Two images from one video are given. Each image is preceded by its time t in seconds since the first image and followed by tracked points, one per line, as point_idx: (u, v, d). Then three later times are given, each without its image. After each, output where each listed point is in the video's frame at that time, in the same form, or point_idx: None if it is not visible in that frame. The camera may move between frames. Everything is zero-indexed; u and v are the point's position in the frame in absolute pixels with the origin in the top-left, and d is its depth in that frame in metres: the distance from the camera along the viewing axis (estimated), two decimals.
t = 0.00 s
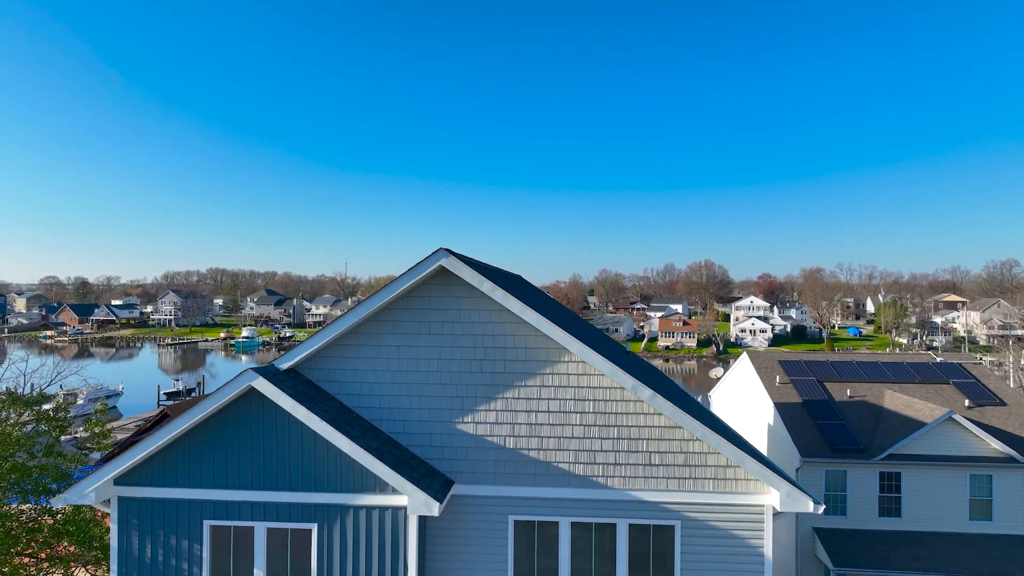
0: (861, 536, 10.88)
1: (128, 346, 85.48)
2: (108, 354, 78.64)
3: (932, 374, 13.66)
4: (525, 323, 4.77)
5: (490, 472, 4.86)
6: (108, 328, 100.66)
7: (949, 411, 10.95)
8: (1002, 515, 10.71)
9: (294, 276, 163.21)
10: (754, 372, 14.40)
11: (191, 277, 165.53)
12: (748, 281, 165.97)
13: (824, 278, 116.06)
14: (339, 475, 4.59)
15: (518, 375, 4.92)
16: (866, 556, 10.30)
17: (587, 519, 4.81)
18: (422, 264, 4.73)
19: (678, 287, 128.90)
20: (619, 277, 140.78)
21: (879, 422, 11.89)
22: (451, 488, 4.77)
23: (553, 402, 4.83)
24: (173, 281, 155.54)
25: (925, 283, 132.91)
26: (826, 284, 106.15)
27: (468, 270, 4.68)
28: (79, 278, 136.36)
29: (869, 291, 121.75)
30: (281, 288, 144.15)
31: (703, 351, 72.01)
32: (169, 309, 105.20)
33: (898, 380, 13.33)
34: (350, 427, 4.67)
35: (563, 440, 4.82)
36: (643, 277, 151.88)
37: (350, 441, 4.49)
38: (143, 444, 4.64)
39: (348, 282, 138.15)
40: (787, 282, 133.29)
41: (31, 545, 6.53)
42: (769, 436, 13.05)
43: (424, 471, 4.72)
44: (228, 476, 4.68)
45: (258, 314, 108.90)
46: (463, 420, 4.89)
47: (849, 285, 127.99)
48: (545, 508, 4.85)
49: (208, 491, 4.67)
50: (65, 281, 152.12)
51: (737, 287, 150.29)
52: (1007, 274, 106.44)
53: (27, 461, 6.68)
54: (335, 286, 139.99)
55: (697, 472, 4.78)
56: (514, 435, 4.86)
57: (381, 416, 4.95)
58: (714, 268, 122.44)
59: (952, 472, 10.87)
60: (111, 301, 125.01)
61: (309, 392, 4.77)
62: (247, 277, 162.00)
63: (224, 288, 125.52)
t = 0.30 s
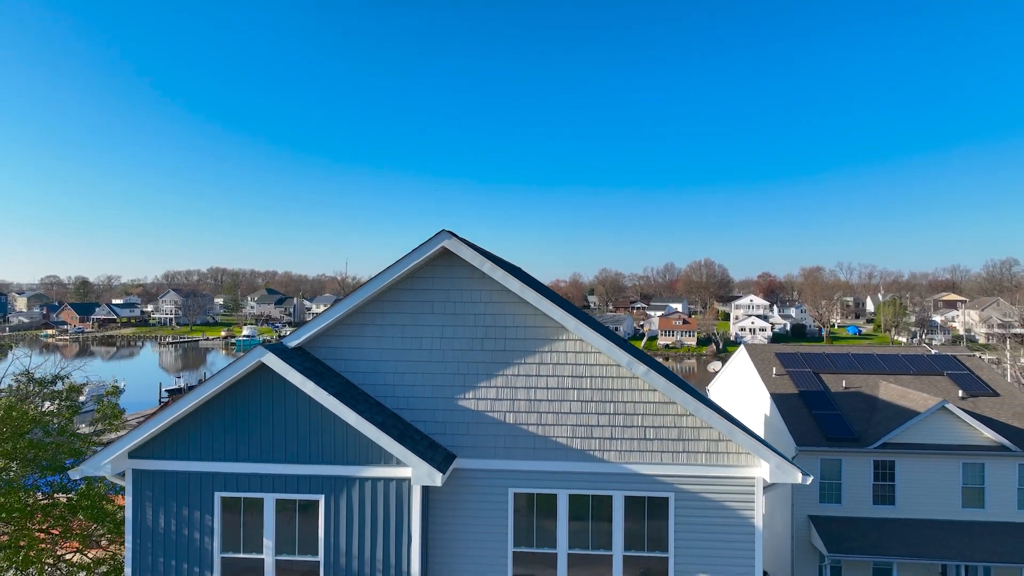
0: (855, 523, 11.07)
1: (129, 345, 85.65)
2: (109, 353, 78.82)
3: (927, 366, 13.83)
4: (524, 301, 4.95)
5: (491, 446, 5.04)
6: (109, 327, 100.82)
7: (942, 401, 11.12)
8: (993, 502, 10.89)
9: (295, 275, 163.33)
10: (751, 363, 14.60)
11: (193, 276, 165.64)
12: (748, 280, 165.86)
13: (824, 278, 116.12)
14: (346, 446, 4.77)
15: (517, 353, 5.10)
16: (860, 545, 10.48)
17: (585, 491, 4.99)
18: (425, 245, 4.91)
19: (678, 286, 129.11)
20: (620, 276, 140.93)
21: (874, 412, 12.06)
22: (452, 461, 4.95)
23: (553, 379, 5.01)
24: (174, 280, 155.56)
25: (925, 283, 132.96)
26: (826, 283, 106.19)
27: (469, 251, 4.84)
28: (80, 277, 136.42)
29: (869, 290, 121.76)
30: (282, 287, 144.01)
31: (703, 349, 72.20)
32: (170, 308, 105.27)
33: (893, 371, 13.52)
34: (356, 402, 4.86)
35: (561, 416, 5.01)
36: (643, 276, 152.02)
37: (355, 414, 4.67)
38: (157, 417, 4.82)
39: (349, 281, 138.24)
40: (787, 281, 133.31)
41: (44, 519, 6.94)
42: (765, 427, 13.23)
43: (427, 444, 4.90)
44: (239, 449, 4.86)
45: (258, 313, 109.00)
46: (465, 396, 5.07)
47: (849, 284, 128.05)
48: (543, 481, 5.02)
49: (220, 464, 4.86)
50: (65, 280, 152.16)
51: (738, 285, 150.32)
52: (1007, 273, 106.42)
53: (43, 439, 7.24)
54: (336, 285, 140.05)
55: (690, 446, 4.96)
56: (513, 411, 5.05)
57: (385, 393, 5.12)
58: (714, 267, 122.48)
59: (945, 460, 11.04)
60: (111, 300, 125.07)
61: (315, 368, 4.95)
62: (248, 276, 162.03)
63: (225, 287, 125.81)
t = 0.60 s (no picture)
0: (850, 512, 11.23)
1: (130, 344, 85.77)
2: (110, 352, 78.97)
3: (923, 358, 13.99)
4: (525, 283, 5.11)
5: (492, 422, 5.21)
6: (109, 326, 100.95)
7: (936, 391, 11.29)
8: (986, 491, 11.05)
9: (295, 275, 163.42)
10: (749, 355, 14.77)
11: (193, 276, 165.63)
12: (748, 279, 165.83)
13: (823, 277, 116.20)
14: (352, 422, 4.94)
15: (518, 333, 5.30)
16: (854, 532, 10.66)
17: (584, 466, 5.16)
18: (429, 227, 5.07)
19: (678, 285, 129.18)
20: (620, 275, 141.02)
21: (870, 403, 12.23)
22: (455, 437, 5.12)
23: (552, 358, 5.19)
24: (175, 280, 155.48)
25: (925, 282, 133.10)
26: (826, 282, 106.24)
27: (470, 233, 5.02)
28: (81, 277, 136.39)
29: (869, 289, 121.82)
30: (282, 287, 143.92)
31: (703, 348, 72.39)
32: (171, 307, 105.28)
33: (888, 363, 13.69)
34: (361, 378, 5.03)
35: (560, 393, 5.18)
36: (643, 275, 152.15)
37: (361, 390, 4.85)
38: (170, 393, 4.98)
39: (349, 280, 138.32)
40: (787, 280, 133.36)
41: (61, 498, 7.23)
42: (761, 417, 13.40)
43: (430, 420, 5.07)
44: (249, 425, 5.03)
45: (259, 312, 109.06)
46: (467, 375, 5.23)
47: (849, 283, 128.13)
48: (542, 456, 5.20)
49: (230, 440, 5.03)
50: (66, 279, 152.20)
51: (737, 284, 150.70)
52: (1006, 272, 106.52)
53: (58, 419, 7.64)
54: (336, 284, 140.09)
55: (686, 423, 5.12)
56: (513, 388, 5.22)
57: (390, 372, 5.29)
58: (714, 266, 122.56)
59: (939, 450, 11.20)
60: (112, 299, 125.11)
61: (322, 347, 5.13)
62: (248, 275, 162.01)
63: (226, 286, 126.06)
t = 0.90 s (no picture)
0: (846, 500, 11.36)
1: (131, 343, 85.83)
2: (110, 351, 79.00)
3: (919, 350, 14.14)
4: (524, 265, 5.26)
5: (493, 401, 5.35)
6: (110, 324, 101.01)
7: (932, 381, 11.42)
8: (980, 479, 11.18)
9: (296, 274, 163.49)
10: (746, 347, 14.92)
11: (193, 276, 165.59)
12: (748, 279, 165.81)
13: (823, 276, 116.24)
14: (357, 398, 5.08)
15: (518, 313, 5.45)
16: (850, 519, 10.80)
17: (582, 443, 5.31)
18: (431, 211, 5.21)
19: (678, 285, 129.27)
20: (620, 275, 141.15)
21: (866, 393, 12.37)
22: (456, 415, 5.25)
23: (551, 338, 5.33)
24: (175, 279, 155.38)
25: (925, 282, 133.24)
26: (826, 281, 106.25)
27: (471, 216, 5.16)
28: (82, 276, 136.31)
29: (869, 288, 121.89)
30: (283, 286, 143.76)
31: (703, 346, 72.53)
32: (171, 306, 105.33)
33: (885, 355, 13.83)
34: (365, 357, 5.18)
35: (559, 372, 5.34)
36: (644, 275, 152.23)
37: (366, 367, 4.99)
38: (180, 371, 5.11)
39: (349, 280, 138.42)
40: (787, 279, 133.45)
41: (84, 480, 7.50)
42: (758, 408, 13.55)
43: (432, 398, 5.22)
44: (255, 403, 5.17)
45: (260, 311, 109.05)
46: (469, 354, 5.39)
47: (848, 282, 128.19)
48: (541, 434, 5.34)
49: (237, 416, 5.17)
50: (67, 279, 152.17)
51: (738, 283, 150.76)
52: (1006, 271, 106.69)
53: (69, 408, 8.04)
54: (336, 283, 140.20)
55: (681, 401, 5.26)
56: (514, 367, 5.37)
57: (393, 351, 5.45)
58: (714, 266, 122.63)
59: (934, 439, 11.33)
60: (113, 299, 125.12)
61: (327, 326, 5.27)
62: (249, 275, 162.05)
63: (227, 286, 126.14)
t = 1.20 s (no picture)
0: (844, 490, 11.45)
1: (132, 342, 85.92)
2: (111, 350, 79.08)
3: (918, 343, 14.21)
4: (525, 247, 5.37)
5: (493, 382, 5.44)
6: (111, 324, 101.12)
7: (929, 372, 11.50)
8: (977, 469, 11.27)
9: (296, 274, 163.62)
10: (745, 341, 14.99)
11: (194, 275, 165.66)
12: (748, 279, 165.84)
13: (823, 276, 116.32)
14: (360, 377, 5.17)
15: (518, 295, 5.56)
16: (847, 509, 10.88)
17: (581, 421, 5.39)
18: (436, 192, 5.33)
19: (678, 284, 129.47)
20: (620, 275, 141.27)
21: (864, 385, 12.45)
22: (458, 394, 5.33)
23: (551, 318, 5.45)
24: (176, 279, 155.59)
25: (924, 281, 133.39)
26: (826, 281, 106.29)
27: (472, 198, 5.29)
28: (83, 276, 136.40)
29: (869, 288, 121.99)
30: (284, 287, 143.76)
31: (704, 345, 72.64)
32: (172, 305, 105.41)
33: (883, 348, 13.91)
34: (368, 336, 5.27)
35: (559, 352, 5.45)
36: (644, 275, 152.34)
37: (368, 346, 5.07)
38: (187, 351, 5.21)
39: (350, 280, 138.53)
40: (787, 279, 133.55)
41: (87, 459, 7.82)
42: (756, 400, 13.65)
43: (434, 377, 5.31)
44: (259, 381, 5.26)
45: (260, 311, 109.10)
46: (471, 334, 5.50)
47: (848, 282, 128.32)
48: (540, 413, 5.43)
49: (242, 396, 5.25)
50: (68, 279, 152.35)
51: (738, 283, 150.78)
52: (1006, 270, 106.99)
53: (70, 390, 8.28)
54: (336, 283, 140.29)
55: (679, 380, 5.36)
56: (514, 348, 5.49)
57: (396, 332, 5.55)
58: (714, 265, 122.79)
59: (932, 429, 11.40)
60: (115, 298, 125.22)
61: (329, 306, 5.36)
62: (250, 275, 162.31)
63: (228, 286, 126.20)
